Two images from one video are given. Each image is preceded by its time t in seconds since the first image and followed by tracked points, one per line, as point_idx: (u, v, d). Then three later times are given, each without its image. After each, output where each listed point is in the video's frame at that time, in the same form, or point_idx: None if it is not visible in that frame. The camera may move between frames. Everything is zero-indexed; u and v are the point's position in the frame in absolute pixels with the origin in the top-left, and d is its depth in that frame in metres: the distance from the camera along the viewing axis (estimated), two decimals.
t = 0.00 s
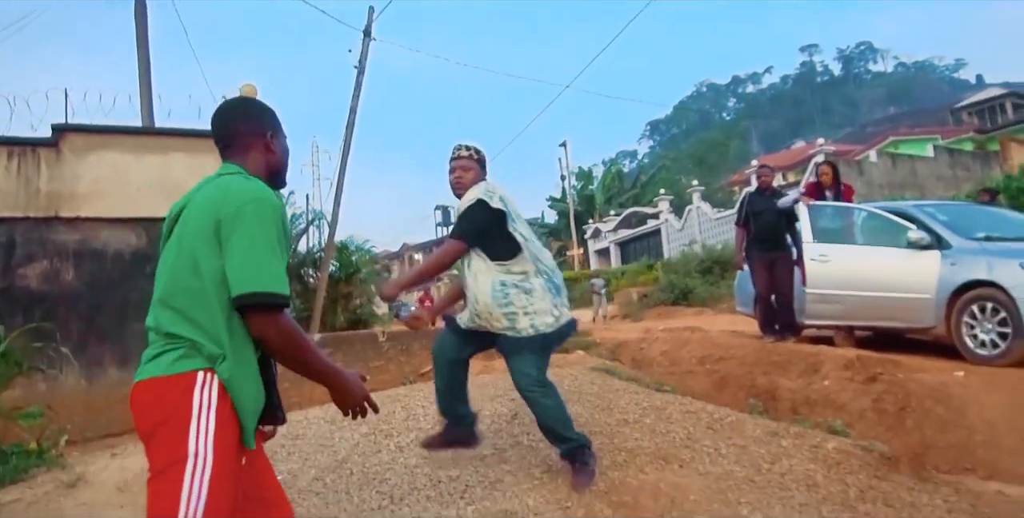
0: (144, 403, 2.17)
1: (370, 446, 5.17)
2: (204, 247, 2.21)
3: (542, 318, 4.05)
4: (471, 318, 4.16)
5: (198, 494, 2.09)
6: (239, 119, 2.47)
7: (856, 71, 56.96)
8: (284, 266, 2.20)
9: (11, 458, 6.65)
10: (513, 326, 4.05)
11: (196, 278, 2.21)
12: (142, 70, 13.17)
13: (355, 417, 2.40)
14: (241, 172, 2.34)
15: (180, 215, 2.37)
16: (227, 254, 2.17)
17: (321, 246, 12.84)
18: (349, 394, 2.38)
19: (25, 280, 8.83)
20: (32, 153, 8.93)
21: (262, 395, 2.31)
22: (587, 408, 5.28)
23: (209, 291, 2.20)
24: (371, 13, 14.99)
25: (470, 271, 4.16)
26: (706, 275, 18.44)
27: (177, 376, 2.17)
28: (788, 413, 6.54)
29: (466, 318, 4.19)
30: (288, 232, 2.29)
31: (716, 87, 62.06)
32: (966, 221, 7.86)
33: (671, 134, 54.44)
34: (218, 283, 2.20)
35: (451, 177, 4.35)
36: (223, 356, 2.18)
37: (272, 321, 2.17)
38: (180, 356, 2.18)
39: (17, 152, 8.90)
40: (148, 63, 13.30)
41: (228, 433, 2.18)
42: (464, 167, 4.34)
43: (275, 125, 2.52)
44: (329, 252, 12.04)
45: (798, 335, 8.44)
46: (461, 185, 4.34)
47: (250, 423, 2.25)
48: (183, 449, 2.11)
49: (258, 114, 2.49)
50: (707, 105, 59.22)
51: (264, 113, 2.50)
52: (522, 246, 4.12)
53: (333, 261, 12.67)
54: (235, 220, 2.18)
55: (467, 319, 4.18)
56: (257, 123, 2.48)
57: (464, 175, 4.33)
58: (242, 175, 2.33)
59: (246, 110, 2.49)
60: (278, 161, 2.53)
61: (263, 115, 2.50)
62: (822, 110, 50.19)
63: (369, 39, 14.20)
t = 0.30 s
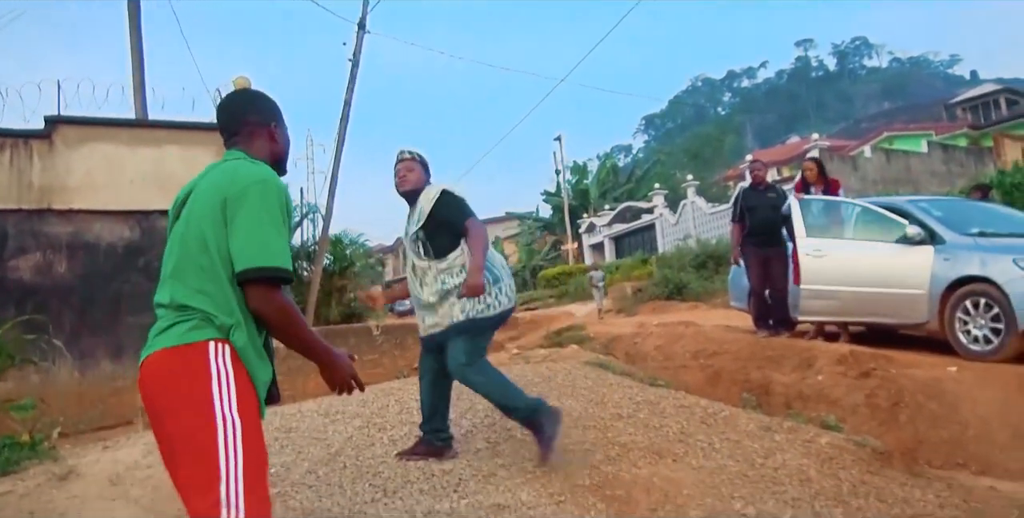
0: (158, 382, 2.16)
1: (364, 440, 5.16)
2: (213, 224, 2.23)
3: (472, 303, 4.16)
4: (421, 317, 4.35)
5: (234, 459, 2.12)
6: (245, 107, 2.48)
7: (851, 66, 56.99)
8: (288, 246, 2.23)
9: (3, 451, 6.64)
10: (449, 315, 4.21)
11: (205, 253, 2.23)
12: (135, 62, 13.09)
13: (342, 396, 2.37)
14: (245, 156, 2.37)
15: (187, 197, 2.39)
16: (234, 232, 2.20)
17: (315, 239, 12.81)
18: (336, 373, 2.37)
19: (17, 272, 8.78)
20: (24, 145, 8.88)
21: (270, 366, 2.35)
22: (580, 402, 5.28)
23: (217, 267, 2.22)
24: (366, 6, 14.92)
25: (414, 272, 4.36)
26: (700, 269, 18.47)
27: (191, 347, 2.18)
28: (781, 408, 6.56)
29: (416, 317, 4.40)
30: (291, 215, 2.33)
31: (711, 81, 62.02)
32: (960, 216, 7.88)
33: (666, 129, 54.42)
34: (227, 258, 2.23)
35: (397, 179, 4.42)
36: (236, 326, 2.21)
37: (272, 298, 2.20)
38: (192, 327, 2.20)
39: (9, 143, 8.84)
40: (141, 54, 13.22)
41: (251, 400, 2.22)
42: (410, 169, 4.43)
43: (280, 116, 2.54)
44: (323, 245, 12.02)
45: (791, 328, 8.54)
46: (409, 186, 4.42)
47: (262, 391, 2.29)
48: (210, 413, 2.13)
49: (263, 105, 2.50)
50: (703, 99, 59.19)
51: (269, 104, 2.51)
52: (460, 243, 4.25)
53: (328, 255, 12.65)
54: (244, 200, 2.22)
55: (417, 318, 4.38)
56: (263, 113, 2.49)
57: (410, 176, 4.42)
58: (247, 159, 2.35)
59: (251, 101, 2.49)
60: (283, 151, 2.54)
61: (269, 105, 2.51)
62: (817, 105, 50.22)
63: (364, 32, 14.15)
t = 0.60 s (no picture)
0: (147, 373, 2.15)
1: (365, 435, 5.15)
2: (197, 212, 2.23)
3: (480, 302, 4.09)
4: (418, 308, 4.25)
5: (213, 460, 2.12)
6: (222, 93, 2.47)
7: (854, 63, 56.91)
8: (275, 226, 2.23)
9: (5, 444, 6.64)
10: (456, 313, 4.12)
11: (190, 240, 2.23)
12: (137, 56, 13.08)
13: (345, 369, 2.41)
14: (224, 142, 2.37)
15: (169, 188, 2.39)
16: (220, 217, 2.20)
17: (317, 234, 12.81)
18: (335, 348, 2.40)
19: (20, 266, 8.77)
20: (27, 139, 8.88)
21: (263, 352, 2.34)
22: (581, 398, 5.27)
23: (204, 256, 2.22)
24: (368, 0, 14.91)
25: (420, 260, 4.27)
26: (702, 266, 18.47)
27: (181, 340, 2.17)
28: (783, 405, 6.56)
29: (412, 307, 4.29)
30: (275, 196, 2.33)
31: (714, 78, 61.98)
32: (964, 214, 7.87)
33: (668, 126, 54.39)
34: (213, 244, 2.22)
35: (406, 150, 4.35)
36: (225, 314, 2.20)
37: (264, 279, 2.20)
38: (182, 320, 2.18)
39: (12, 137, 8.84)
40: (143, 49, 13.21)
41: (238, 399, 2.20)
42: (421, 140, 4.37)
43: (258, 101, 2.53)
44: (325, 240, 12.02)
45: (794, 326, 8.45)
46: (419, 159, 4.36)
47: (254, 380, 2.28)
48: (192, 410, 2.12)
49: (240, 89, 2.49)
50: (705, 96, 59.14)
51: (246, 88, 2.50)
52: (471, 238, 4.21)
53: (329, 250, 12.65)
54: (227, 183, 2.22)
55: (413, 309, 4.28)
56: (240, 98, 2.48)
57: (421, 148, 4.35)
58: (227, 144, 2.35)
59: (228, 86, 2.49)
60: (262, 135, 2.53)
61: (247, 90, 2.50)
62: (820, 103, 50.13)
63: (366, 27, 14.14)
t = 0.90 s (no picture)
0: (117, 374, 2.15)
1: (372, 428, 5.17)
2: (152, 211, 2.20)
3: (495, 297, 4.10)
4: (424, 297, 4.18)
5: (169, 463, 2.09)
6: (183, 76, 2.43)
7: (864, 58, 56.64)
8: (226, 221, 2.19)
9: (15, 435, 6.70)
10: (475, 307, 4.10)
11: (149, 241, 2.21)
12: (147, 50, 13.11)
13: (312, 379, 2.34)
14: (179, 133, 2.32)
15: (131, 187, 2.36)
16: (173, 217, 2.16)
17: (325, 228, 12.83)
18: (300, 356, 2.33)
19: (29, 259, 8.82)
20: (37, 132, 8.92)
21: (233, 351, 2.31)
22: (588, 392, 5.27)
23: (162, 257, 2.19)
24: None
25: (434, 249, 4.24)
26: (710, 261, 18.43)
27: (147, 343, 2.15)
28: (790, 401, 6.54)
29: (416, 297, 4.22)
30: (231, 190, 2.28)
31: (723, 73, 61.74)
32: (974, 209, 7.83)
33: (677, 121, 54.27)
34: (169, 244, 2.19)
35: (417, 136, 4.32)
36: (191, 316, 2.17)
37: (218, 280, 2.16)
38: (148, 323, 2.17)
39: (22, 131, 8.88)
40: (153, 42, 13.24)
41: (201, 403, 2.16)
42: (432, 125, 4.33)
43: (220, 84, 2.46)
44: (333, 235, 12.04)
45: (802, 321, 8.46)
46: (430, 145, 4.33)
47: (224, 380, 2.24)
48: (153, 413, 2.11)
49: (199, 74, 2.43)
50: (715, 91, 58.94)
51: (206, 71, 2.44)
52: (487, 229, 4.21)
53: (338, 244, 12.66)
54: (179, 179, 2.18)
55: (418, 298, 4.21)
56: (198, 80, 2.42)
57: (432, 133, 4.32)
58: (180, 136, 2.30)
59: (187, 70, 2.43)
60: (224, 119, 2.46)
61: (208, 72, 2.44)
62: (830, 98, 49.91)
63: (375, 21, 14.13)
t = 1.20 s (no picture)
0: (83, 369, 2.11)
1: (381, 421, 5.19)
2: (98, 207, 2.13)
3: (498, 291, 4.12)
4: (425, 290, 4.19)
5: (134, 460, 2.04)
6: (157, 62, 2.38)
7: (875, 53, 56.36)
8: (163, 221, 2.08)
9: (27, 427, 6.75)
10: (479, 300, 4.10)
11: (100, 236, 2.14)
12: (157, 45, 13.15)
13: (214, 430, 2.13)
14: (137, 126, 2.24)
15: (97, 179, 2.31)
16: (113, 214, 2.08)
17: (334, 222, 12.86)
18: (214, 406, 2.13)
19: (41, 252, 8.88)
20: (48, 126, 8.95)
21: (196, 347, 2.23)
22: (596, 386, 5.27)
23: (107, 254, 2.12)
24: None
25: (436, 241, 4.24)
26: (719, 257, 18.41)
27: (107, 338, 2.10)
28: (799, 396, 6.53)
29: (416, 289, 4.23)
30: (177, 187, 2.17)
31: (733, 68, 61.53)
32: (986, 204, 7.78)
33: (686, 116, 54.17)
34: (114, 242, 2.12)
35: (418, 129, 4.31)
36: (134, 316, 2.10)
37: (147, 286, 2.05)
38: (107, 319, 2.12)
39: (33, 125, 8.92)
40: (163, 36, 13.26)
41: (165, 400, 2.10)
42: (432, 119, 4.31)
43: (194, 72, 2.39)
44: (342, 229, 12.07)
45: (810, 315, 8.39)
46: (430, 138, 4.32)
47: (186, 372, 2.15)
48: (118, 408, 2.06)
49: (172, 62, 2.37)
50: (724, 85, 58.77)
51: (180, 58, 2.38)
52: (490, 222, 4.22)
53: (347, 238, 12.69)
54: (120, 175, 2.09)
55: (418, 291, 4.21)
56: (171, 68, 2.37)
57: (432, 127, 4.31)
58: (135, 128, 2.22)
59: (160, 58, 2.37)
60: (197, 109, 2.40)
61: (182, 60, 2.38)
62: (840, 93, 49.70)
63: (384, 15, 14.13)
